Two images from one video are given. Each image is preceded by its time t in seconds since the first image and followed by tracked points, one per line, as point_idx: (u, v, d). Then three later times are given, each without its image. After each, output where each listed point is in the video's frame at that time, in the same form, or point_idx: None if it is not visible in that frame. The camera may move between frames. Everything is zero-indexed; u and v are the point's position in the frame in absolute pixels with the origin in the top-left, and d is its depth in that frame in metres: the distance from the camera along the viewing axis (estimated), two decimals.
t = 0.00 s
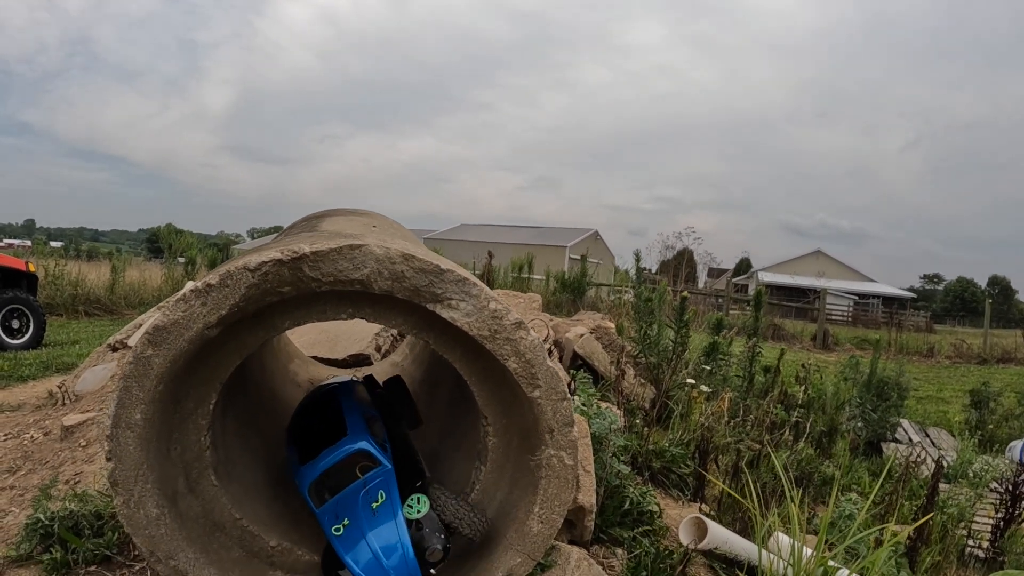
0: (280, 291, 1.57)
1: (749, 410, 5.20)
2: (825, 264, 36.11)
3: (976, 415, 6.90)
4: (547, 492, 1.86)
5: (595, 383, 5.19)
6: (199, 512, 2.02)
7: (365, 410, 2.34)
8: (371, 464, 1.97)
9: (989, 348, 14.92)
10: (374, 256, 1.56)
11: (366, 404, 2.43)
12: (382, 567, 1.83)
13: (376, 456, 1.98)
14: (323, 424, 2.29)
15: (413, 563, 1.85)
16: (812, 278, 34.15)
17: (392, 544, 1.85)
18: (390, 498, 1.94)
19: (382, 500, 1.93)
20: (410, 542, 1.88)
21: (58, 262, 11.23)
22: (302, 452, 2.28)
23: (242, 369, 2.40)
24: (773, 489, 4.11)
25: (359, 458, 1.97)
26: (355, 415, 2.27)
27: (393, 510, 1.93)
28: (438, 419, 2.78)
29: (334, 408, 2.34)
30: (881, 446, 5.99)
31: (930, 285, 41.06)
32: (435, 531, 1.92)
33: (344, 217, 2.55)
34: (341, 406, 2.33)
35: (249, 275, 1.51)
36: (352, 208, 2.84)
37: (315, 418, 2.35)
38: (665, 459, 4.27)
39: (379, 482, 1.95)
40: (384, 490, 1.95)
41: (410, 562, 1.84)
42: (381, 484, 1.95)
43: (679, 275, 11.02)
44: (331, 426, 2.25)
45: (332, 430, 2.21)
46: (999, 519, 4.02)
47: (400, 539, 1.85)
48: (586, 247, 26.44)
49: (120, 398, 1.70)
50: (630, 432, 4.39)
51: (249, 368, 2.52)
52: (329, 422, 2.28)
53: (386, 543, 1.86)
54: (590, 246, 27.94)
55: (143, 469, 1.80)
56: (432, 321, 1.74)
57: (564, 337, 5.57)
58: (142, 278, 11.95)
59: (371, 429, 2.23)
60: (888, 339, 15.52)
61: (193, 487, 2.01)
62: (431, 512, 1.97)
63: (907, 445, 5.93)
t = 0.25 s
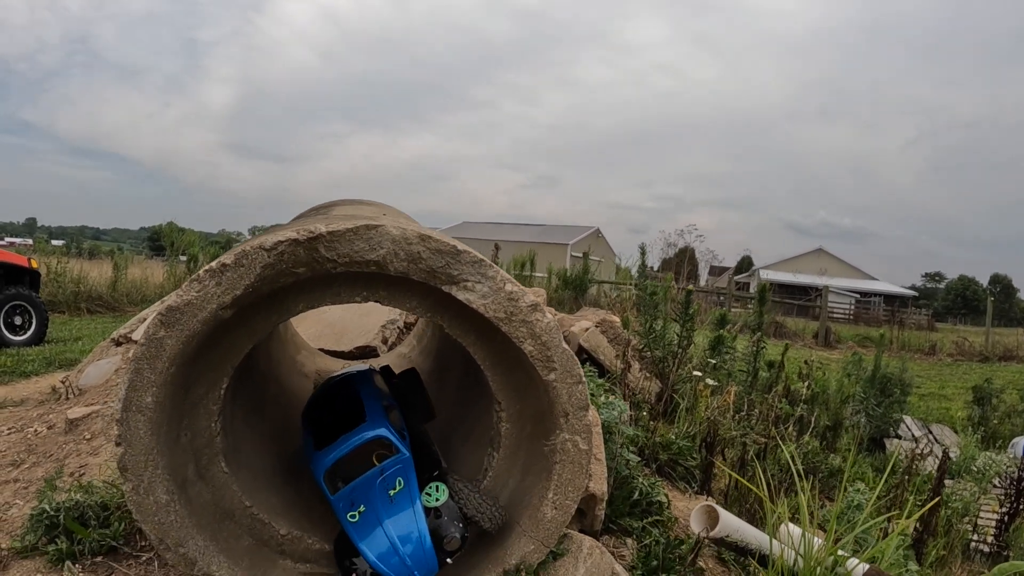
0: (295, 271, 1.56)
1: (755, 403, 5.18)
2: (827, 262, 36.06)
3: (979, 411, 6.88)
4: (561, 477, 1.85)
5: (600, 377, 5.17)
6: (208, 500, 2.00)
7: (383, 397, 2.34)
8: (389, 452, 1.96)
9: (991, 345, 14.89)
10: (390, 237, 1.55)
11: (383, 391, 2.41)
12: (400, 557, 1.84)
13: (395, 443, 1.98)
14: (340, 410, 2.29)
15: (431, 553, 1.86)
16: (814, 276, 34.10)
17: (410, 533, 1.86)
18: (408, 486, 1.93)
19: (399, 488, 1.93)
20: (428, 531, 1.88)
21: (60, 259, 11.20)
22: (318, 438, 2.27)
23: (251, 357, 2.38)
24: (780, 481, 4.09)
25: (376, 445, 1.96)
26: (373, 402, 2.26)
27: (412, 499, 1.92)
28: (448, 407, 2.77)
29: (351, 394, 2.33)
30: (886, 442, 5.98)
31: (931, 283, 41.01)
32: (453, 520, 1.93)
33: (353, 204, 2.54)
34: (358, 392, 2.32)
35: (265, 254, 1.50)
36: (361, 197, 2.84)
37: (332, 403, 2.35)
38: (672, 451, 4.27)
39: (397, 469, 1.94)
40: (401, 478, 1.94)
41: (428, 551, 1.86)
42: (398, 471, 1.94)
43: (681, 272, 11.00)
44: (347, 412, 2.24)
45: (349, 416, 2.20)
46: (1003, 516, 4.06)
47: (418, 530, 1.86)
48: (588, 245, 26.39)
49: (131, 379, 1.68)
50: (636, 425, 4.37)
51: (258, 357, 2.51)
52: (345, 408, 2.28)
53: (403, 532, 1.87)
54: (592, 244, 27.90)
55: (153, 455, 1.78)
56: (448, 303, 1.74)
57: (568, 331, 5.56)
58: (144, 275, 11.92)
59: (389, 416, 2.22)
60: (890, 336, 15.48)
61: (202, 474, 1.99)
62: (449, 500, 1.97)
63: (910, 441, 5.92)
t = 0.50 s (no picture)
0: (308, 248, 1.58)
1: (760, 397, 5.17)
2: (828, 261, 36.01)
3: (982, 408, 6.85)
4: (573, 459, 1.84)
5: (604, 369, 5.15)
6: (215, 483, 1.98)
7: (393, 381, 2.33)
8: (398, 435, 1.97)
9: (993, 343, 14.86)
10: (404, 214, 1.57)
11: (393, 376, 2.41)
12: (411, 540, 1.84)
13: (404, 426, 1.98)
14: (350, 394, 2.28)
15: (443, 536, 1.87)
16: (815, 275, 34.04)
17: (422, 516, 1.86)
18: (418, 469, 1.94)
19: (410, 471, 1.94)
20: (439, 514, 1.89)
21: (61, 256, 11.17)
22: (326, 422, 2.27)
23: (259, 343, 2.38)
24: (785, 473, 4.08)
25: (387, 428, 1.96)
26: (384, 385, 2.25)
27: (422, 482, 1.93)
28: (456, 395, 2.77)
29: (361, 378, 2.32)
30: (890, 437, 5.96)
31: (931, 282, 40.95)
32: (464, 502, 1.93)
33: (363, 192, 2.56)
34: (369, 375, 2.31)
35: (278, 230, 1.53)
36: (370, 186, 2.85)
37: (343, 386, 2.34)
38: (677, 443, 4.25)
39: (407, 452, 1.95)
40: (412, 461, 1.94)
41: (439, 535, 1.86)
42: (409, 454, 1.95)
43: (683, 269, 10.98)
44: (357, 395, 2.23)
45: (359, 399, 2.20)
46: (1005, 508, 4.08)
47: (430, 513, 1.87)
48: (590, 243, 26.34)
49: (140, 357, 1.65)
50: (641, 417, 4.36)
51: (266, 344, 2.52)
52: (355, 392, 2.27)
53: (414, 515, 1.87)
54: (593, 242, 27.86)
55: (161, 435, 1.76)
56: (460, 283, 1.74)
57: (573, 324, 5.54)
58: (146, 272, 11.90)
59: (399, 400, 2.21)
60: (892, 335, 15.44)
61: (210, 458, 1.97)
62: (461, 482, 1.97)
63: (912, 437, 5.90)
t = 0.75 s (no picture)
0: (316, 238, 1.59)
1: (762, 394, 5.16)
2: (829, 259, 35.99)
3: (983, 405, 6.85)
4: (580, 451, 1.84)
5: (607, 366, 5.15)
6: (220, 476, 1.98)
7: (401, 374, 2.34)
8: (407, 428, 1.97)
9: (994, 342, 14.83)
10: (413, 205, 1.59)
11: (400, 369, 2.42)
12: (421, 533, 1.84)
13: (413, 419, 1.98)
14: (359, 386, 2.29)
15: (452, 529, 1.87)
16: (816, 273, 34.02)
17: (433, 509, 1.87)
18: (428, 461, 1.95)
19: (420, 463, 1.94)
20: (450, 506, 1.89)
21: (63, 254, 11.17)
22: (334, 416, 2.28)
23: (264, 337, 2.38)
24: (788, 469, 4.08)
25: (396, 420, 1.97)
26: (393, 377, 2.26)
27: (432, 475, 1.93)
28: (461, 390, 2.78)
29: (369, 369, 2.33)
30: (891, 434, 5.95)
31: (932, 281, 40.91)
32: (474, 494, 1.93)
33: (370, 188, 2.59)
34: (377, 366, 2.31)
35: (287, 219, 1.54)
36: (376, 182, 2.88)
37: (353, 377, 2.34)
38: (680, 438, 4.25)
39: (417, 445, 1.95)
40: (421, 453, 1.95)
41: (450, 528, 1.86)
42: (418, 446, 1.96)
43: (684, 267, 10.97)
44: (365, 386, 2.24)
45: (367, 392, 2.21)
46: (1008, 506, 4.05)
47: (441, 506, 1.87)
48: (591, 240, 26.32)
49: (146, 348, 1.64)
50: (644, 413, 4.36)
51: (270, 338, 2.52)
52: (363, 384, 2.27)
53: (425, 508, 1.87)
54: (594, 240, 27.86)
55: (166, 427, 1.75)
56: (468, 274, 1.76)
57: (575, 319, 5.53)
58: (148, 270, 11.90)
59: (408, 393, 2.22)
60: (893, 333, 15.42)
61: (215, 450, 1.97)
62: (471, 474, 1.97)
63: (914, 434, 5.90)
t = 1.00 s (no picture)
0: (324, 235, 1.57)
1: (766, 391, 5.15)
2: (830, 257, 35.96)
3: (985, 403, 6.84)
4: (590, 450, 1.82)
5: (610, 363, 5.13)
6: (225, 476, 1.95)
7: (409, 372, 2.33)
8: (415, 428, 1.94)
9: (995, 340, 14.79)
10: (423, 200, 1.57)
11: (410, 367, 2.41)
12: (432, 535, 1.84)
13: (420, 418, 1.96)
14: (366, 382, 2.27)
15: (463, 531, 1.86)
16: (817, 271, 33.98)
17: (443, 511, 1.85)
18: (437, 462, 1.93)
19: (429, 463, 1.92)
20: (460, 507, 1.88)
21: (64, 252, 11.14)
22: (343, 416, 2.26)
23: (268, 335, 2.36)
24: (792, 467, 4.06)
25: (404, 420, 1.94)
26: (400, 374, 2.25)
27: (442, 475, 1.91)
28: (467, 388, 2.77)
29: (377, 366, 2.31)
30: (894, 432, 5.94)
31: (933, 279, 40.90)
32: (486, 495, 1.91)
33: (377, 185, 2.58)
34: (385, 364, 2.30)
35: (295, 215, 1.52)
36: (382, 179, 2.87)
37: (361, 374, 2.32)
38: (685, 437, 4.24)
39: (425, 446, 1.93)
40: (431, 453, 1.93)
41: (461, 530, 1.85)
42: (427, 446, 1.94)
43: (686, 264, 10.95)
44: (373, 383, 2.23)
45: (376, 391, 2.19)
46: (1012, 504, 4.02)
47: (450, 507, 1.85)
48: (592, 238, 26.29)
49: (150, 347, 1.61)
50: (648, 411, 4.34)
51: (275, 337, 2.50)
52: (371, 381, 2.26)
53: (435, 509, 1.86)
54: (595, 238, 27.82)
55: (170, 426, 1.72)
56: (477, 271, 1.75)
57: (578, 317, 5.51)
58: (149, 267, 11.88)
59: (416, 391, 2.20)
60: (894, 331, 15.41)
61: (220, 450, 1.94)
62: (482, 474, 1.95)
63: (916, 433, 5.89)
